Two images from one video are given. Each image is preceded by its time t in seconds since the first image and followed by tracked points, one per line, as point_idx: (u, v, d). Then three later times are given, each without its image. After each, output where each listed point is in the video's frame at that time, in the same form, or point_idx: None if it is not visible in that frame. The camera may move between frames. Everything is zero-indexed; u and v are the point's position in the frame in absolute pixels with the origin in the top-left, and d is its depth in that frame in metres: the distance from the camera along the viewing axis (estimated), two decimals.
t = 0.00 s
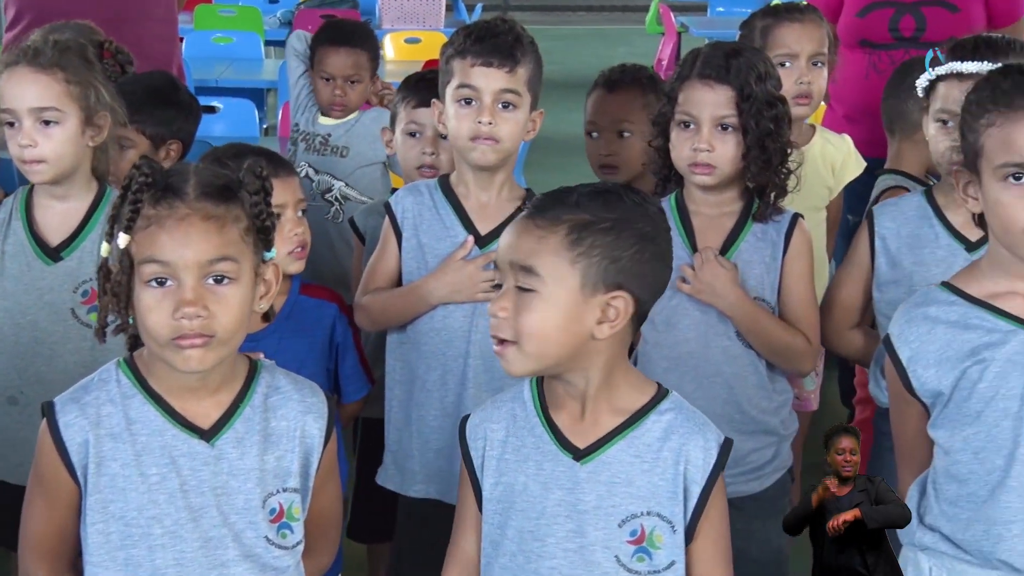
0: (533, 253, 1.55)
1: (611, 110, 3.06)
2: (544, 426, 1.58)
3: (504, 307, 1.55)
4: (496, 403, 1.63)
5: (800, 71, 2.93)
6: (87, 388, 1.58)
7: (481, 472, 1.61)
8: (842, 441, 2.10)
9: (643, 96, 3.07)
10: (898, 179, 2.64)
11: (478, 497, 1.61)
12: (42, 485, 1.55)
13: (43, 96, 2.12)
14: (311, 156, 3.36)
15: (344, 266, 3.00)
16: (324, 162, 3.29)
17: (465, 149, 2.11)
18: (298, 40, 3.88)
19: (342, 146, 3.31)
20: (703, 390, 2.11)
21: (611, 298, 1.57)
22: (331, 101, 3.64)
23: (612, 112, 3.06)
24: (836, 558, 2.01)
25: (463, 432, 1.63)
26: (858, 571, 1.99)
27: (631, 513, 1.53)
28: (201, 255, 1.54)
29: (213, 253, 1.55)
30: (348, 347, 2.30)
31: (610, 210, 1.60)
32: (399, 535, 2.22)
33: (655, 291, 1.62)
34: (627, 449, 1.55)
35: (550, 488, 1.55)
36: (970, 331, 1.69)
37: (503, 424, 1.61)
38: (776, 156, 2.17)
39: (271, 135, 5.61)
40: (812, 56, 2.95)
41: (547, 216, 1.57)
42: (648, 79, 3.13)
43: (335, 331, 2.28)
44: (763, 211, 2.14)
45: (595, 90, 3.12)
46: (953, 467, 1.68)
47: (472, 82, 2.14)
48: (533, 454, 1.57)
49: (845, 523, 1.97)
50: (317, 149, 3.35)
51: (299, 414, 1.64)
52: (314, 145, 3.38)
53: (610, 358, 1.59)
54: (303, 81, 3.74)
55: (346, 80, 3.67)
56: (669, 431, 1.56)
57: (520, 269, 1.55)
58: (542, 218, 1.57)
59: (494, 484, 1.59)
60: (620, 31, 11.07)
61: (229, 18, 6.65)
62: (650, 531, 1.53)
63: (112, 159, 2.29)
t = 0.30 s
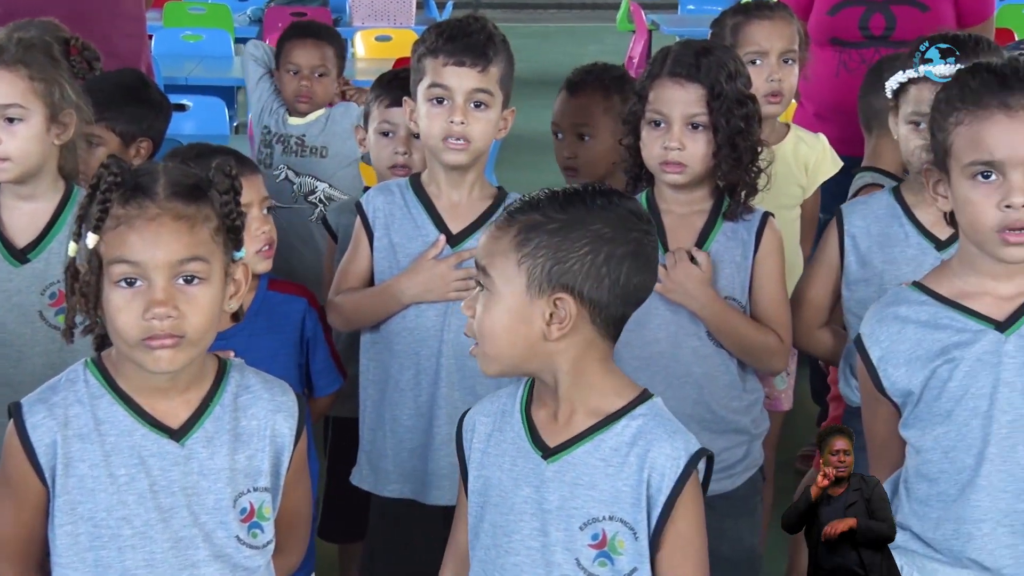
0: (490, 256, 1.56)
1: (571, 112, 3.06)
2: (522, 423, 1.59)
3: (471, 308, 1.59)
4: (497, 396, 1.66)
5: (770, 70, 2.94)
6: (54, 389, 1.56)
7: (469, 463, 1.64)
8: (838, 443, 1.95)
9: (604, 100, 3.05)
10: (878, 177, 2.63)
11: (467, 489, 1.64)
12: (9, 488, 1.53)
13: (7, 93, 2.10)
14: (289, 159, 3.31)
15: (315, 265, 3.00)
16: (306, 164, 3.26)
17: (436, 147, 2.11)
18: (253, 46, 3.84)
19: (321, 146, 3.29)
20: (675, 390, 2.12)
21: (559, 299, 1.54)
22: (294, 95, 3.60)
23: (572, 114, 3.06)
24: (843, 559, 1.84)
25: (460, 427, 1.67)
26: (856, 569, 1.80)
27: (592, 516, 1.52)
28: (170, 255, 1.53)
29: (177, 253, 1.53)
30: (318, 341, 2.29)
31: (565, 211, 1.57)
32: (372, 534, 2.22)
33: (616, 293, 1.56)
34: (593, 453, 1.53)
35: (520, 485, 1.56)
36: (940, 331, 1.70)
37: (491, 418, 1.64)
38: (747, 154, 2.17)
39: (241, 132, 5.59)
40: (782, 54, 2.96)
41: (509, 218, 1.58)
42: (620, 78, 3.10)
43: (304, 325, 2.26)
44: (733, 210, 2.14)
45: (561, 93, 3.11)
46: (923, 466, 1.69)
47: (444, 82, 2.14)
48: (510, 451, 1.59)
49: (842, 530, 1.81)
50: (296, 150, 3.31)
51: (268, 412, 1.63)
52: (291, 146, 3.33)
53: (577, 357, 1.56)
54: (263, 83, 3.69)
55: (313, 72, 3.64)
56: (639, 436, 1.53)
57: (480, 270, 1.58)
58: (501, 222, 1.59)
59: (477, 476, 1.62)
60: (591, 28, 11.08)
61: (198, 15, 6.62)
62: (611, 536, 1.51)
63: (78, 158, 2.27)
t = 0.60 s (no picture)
0: (474, 256, 1.56)
1: (548, 95, 3.06)
2: (499, 425, 1.59)
3: (450, 306, 1.58)
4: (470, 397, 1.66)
5: (740, 69, 2.95)
6: (24, 389, 1.55)
7: (441, 467, 1.64)
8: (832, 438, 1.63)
9: (582, 91, 3.05)
10: (850, 175, 2.59)
11: (438, 491, 1.64)
12: None
13: None
14: (270, 158, 3.34)
15: (286, 264, 2.98)
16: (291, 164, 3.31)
17: (409, 147, 2.11)
18: (213, 45, 3.79)
19: (303, 146, 3.34)
20: (646, 388, 2.12)
21: (547, 301, 1.54)
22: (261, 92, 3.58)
23: (547, 96, 3.06)
24: (830, 558, 1.66)
25: (432, 426, 1.66)
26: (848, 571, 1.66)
27: (569, 521, 1.51)
28: (147, 255, 1.52)
29: (153, 253, 1.53)
30: (289, 340, 2.28)
31: (552, 212, 1.57)
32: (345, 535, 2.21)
33: (601, 296, 1.57)
34: (573, 456, 1.53)
35: (496, 488, 1.56)
36: (910, 330, 1.71)
37: (465, 419, 1.64)
38: (718, 153, 2.18)
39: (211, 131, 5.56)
40: (752, 54, 2.97)
41: (493, 217, 1.58)
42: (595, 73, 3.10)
43: (276, 325, 2.26)
44: (704, 209, 2.15)
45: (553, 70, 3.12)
46: (894, 465, 1.70)
47: (417, 81, 2.14)
48: (486, 453, 1.59)
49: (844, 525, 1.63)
50: (276, 151, 3.34)
51: (241, 412, 1.63)
52: (270, 147, 3.36)
53: (558, 360, 1.57)
54: (229, 83, 3.65)
55: (284, 71, 3.62)
56: (618, 441, 1.53)
57: (462, 271, 1.58)
58: (487, 221, 1.58)
59: (450, 478, 1.62)
60: (561, 27, 11.09)
61: (167, 14, 6.58)
62: (588, 541, 1.51)
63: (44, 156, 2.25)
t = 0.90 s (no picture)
0: (468, 260, 1.54)
1: (524, 89, 3.06)
2: (468, 426, 1.58)
3: (434, 313, 1.54)
4: (419, 405, 1.62)
5: (706, 71, 2.96)
6: None
7: (400, 476, 1.59)
8: (840, 437, 1.51)
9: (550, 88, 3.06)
10: (823, 175, 2.62)
11: (395, 498, 1.59)
12: None
13: None
14: (243, 159, 3.34)
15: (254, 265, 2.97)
16: (265, 165, 3.31)
17: (378, 147, 2.10)
18: (179, 43, 3.75)
19: (276, 148, 3.36)
20: (615, 388, 2.12)
21: (546, 306, 1.58)
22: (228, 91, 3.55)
23: (521, 90, 3.06)
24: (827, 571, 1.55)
25: (382, 433, 1.62)
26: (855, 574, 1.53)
27: (554, 515, 1.53)
28: (122, 256, 1.51)
29: (127, 254, 1.51)
30: (257, 342, 2.27)
31: (544, 215, 1.59)
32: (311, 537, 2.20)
33: (585, 296, 1.63)
34: (552, 451, 1.55)
35: (473, 489, 1.54)
36: (878, 330, 1.72)
37: (423, 426, 1.61)
38: (687, 155, 2.19)
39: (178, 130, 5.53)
40: (717, 55, 2.98)
41: (481, 220, 1.56)
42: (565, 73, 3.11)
43: (244, 327, 2.25)
44: (672, 209, 2.15)
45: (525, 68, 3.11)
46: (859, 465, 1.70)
47: (386, 83, 2.13)
48: (456, 457, 1.56)
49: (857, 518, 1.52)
50: (249, 152, 3.34)
51: (208, 415, 1.62)
52: (243, 147, 3.36)
53: (538, 363, 1.59)
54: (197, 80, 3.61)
55: (256, 74, 3.60)
56: (596, 435, 1.57)
57: (454, 276, 1.54)
58: (477, 224, 1.56)
59: (414, 485, 1.58)
60: (528, 27, 11.09)
61: (134, 13, 6.54)
62: (573, 534, 1.53)
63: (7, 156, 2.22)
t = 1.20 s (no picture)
0: (458, 266, 1.54)
1: (496, 91, 3.06)
2: (433, 426, 1.57)
3: (428, 321, 1.51)
4: (373, 415, 1.60)
5: (673, 73, 2.97)
6: None
7: (366, 486, 1.56)
8: (840, 444, 1.46)
9: (518, 88, 3.06)
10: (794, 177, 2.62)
11: (361, 510, 1.56)
12: None
13: None
14: (219, 160, 3.33)
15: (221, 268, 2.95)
16: (240, 167, 3.31)
17: (347, 148, 2.09)
18: (145, 43, 3.73)
19: (252, 150, 3.35)
20: (586, 390, 2.12)
21: (529, 311, 1.61)
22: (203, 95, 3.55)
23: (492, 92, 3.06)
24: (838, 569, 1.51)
25: (341, 444, 1.57)
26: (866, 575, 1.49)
27: (533, 512, 1.55)
28: (99, 256, 1.50)
29: (104, 254, 1.50)
30: (226, 346, 2.26)
31: (522, 219, 1.62)
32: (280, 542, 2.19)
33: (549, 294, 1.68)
34: (523, 448, 1.57)
35: (451, 492, 1.53)
36: (847, 330, 1.72)
37: (385, 435, 1.58)
38: (657, 157, 2.19)
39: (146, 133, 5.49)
40: (684, 57, 2.99)
41: (473, 225, 1.57)
42: (533, 75, 3.11)
43: (214, 332, 2.24)
44: (644, 211, 2.16)
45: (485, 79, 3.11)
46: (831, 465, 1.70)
47: (357, 84, 2.12)
48: (428, 461, 1.55)
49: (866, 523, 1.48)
50: (225, 153, 3.34)
51: (180, 417, 1.62)
52: (219, 148, 3.35)
53: (506, 364, 1.61)
54: (167, 80, 3.58)
55: (228, 75, 3.59)
56: (561, 430, 1.60)
57: (448, 282, 1.53)
58: (466, 230, 1.56)
59: (384, 494, 1.55)
60: (496, 30, 11.09)
61: (100, 14, 6.50)
62: (550, 529, 1.55)
63: None
